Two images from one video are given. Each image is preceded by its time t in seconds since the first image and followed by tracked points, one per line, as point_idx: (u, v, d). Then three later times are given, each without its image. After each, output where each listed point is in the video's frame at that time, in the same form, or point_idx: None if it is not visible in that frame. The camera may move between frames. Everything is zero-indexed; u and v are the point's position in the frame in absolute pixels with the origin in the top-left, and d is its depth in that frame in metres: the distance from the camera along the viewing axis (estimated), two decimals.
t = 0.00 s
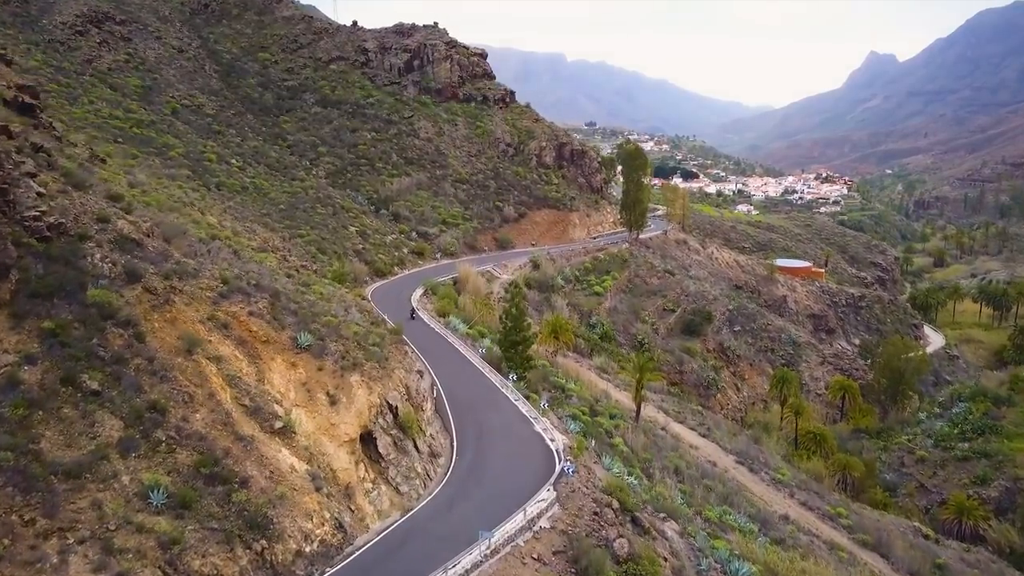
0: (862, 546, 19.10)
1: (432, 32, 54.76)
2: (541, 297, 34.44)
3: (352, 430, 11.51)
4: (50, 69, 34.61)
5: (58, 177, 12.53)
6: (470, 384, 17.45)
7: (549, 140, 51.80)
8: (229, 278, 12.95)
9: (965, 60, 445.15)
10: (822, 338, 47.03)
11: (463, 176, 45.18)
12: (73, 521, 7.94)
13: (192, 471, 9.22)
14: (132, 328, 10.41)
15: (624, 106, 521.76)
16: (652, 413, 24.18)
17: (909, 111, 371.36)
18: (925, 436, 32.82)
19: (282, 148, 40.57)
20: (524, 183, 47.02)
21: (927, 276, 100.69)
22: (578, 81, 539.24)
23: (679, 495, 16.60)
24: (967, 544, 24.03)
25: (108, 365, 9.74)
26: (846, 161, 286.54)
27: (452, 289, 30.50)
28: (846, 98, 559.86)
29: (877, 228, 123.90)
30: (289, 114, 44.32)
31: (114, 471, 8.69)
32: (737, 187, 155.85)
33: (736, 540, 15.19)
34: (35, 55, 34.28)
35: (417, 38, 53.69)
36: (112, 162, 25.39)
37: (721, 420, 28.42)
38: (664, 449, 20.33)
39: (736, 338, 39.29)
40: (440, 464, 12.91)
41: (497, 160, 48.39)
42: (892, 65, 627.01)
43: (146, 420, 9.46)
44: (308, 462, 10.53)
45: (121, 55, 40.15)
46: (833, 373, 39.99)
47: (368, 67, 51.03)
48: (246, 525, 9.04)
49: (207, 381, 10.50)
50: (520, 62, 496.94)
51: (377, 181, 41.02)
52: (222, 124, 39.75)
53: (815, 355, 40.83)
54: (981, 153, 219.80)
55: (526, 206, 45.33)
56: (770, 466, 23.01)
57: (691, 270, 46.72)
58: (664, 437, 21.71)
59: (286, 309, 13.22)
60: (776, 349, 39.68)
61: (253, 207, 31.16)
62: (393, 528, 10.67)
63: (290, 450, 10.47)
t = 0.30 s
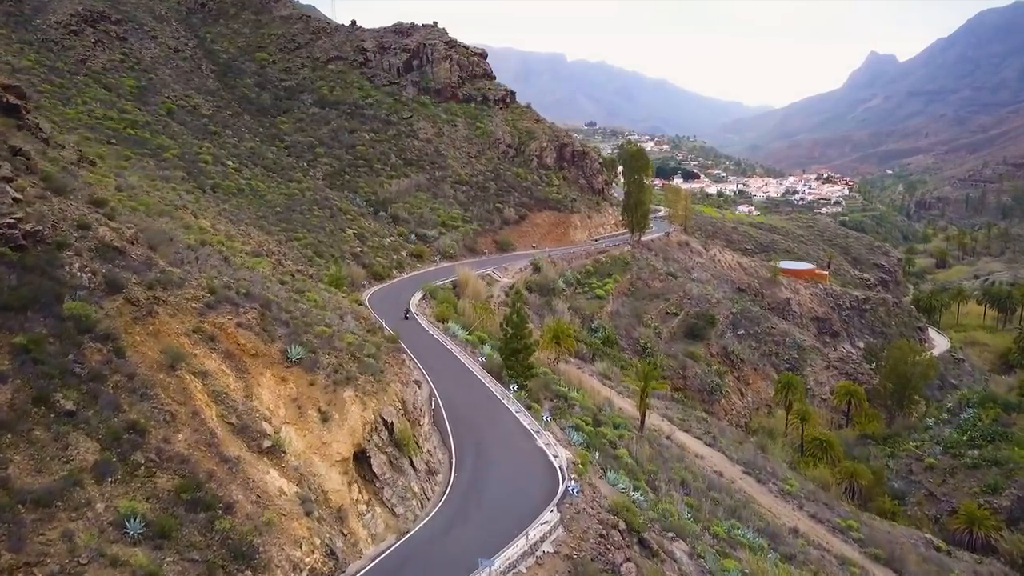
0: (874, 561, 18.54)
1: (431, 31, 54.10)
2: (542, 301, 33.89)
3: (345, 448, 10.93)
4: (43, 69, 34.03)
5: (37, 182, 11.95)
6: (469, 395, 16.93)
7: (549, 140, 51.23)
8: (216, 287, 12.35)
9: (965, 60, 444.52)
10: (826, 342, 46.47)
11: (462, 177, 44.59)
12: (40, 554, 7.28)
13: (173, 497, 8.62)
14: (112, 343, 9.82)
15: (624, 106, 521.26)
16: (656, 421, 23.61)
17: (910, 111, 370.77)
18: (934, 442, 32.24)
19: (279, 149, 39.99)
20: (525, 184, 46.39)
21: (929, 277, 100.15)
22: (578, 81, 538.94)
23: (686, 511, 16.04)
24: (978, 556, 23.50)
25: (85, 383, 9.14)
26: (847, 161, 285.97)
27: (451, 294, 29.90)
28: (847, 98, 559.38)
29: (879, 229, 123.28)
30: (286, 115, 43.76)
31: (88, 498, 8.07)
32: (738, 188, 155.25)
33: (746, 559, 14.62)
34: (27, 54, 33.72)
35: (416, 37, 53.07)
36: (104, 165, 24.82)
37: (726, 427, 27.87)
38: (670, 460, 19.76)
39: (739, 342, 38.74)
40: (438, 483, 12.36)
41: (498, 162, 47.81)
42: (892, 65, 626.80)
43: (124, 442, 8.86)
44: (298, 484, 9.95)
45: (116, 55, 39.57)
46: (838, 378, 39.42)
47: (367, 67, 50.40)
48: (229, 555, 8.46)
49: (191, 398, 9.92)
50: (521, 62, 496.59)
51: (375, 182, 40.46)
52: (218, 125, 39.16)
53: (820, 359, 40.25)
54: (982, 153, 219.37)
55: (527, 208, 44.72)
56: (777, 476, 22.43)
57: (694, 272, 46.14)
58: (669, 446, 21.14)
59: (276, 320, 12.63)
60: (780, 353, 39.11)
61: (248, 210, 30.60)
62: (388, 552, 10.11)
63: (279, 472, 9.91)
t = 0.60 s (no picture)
0: None
1: (431, 31, 53.48)
2: (543, 305, 33.32)
3: (337, 469, 10.35)
4: (36, 68, 33.50)
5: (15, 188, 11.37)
6: (467, 406, 16.39)
7: (550, 141, 50.64)
8: (203, 298, 11.75)
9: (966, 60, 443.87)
10: (830, 345, 45.87)
11: (462, 179, 44.01)
12: None
13: (151, 526, 7.97)
14: (89, 359, 9.21)
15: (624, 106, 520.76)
16: (660, 430, 23.04)
17: (910, 112, 370.22)
18: (942, 449, 31.66)
19: (276, 150, 39.43)
20: (525, 186, 45.78)
21: (932, 279, 99.62)
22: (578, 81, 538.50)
23: (694, 527, 15.47)
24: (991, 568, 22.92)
25: (58, 403, 8.49)
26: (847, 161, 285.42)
27: (450, 298, 29.36)
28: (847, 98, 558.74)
29: (881, 230, 122.71)
30: (284, 116, 43.23)
31: (58, 529, 7.35)
32: (738, 188, 154.71)
33: None
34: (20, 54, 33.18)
35: (416, 36, 52.40)
36: (95, 168, 24.24)
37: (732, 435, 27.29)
38: (676, 472, 19.18)
39: (743, 346, 38.16)
40: (435, 503, 11.80)
41: (498, 163, 47.21)
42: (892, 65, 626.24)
43: (100, 466, 8.21)
44: (286, 508, 9.38)
45: (111, 55, 39.02)
46: (843, 382, 38.85)
47: (366, 67, 49.82)
48: None
49: (173, 417, 9.33)
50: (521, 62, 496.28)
51: (374, 184, 39.89)
52: (214, 125, 38.61)
53: (825, 363, 39.67)
54: (983, 153, 218.96)
55: (527, 210, 44.10)
56: (785, 486, 21.85)
57: (696, 275, 45.54)
58: (674, 457, 20.55)
59: (266, 332, 12.04)
60: (785, 357, 38.57)
61: (244, 212, 30.04)
62: None
63: (266, 495, 9.33)
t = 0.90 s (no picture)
0: None
1: (430, 30, 52.73)
2: (544, 310, 32.75)
3: (328, 492, 9.77)
4: (29, 68, 32.93)
5: None
6: (465, 416, 15.88)
7: (551, 142, 50.06)
8: (188, 310, 11.13)
9: (966, 61, 443.10)
10: (835, 348, 45.31)
11: (462, 180, 43.39)
12: None
13: (126, 561, 7.26)
14: (63, 378, 8.56)
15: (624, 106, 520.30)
16: (665, 439, 22.45)
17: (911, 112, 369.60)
18: (951, 456, 31.06)
19: (273, 151, 38.89)
20: (526, 187, 45.12)
21: (934, 280, 98.96)
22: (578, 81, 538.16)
23: (702, 546, 14.88)
24: None
25: (28, 427, 7.78)
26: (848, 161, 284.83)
27: (449, 302, 28.80)
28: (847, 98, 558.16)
29: (882, 230, 122.08)
30: (281, 116, 42.68)
31: (22, 566, 6.56)
32: (739, 189, 154.08)
33: None
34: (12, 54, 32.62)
35: (415, 35, 51.62)
36: (86, 170, 23.66)
37: (737, 444, 26.72)
38: (682, 484, 18.61)
39: (747, 351, 37.60)
40: (432, 525, 11.26)
41: (498, 164, 46.54)
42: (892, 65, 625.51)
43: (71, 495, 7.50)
44: (273, 536, 8.80)
45: (106, 54, 38.43)
46: (849, 387, 38.27)
47: (364, 67, 49.20)
48: None
49: (152, 439, 8.72)
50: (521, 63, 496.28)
51: (372, 186, 39.34)
52: (210, 126, 38.00)
53: (830, 367, 39.10)
54: (984, 154, 218.36)
55: (528, 211, 43.47)
56: (794, 498, 21.23)
57: (699, 277, 44.93)
58: (679, 468, 19.98)
59: (255, 345, 11.43)
60: (789, 362, 38.00)
61: (239, 215, 29.47)
62: None
63: (252, 522, 8.73)
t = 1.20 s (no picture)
0: None
1: (430, 29, 52.07)
2: (545, 314, 32.24)
3: (318, 518, 9.17)
4: (21, 68, 32.37)
5: None
6: (463, 429, 15.41)
7: (551, 143, 49.50)
8: (171, 322, 10.52)
9: (966, 61, 442.61)
10: (839, 352, 44.73)
11: (461, 182, 42.77)
12: None
13: None
14: (32, 399, 7.92)
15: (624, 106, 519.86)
16: (670, 448, 21.88)
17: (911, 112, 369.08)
18: (961, 463, 30.47)
19: (270, 152, 38.36)
20: (526, 189, 44.52)
21: (936, 281, 98.40)
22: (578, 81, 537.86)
23: (711, 564, 14.35)
24: None
25: None
26: (848, 162, 284.31)
27: (449, 307, 28.25)
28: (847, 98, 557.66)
29: (883, 231, 121.51)
30: (278, 117, 42.16)
31: None
32: (740, 190, 153.48)
33: None
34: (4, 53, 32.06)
35: (414, 35, 50.97)
36: (76, 173, 23.09)
37: (743, 452, 26.14)
38: (688, 497, 18.04)
39: (751, 355, 37.03)
40: (429, 549, 10.76)
41: (498, 165, 45.93)
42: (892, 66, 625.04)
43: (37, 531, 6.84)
44: (259, 568, 8.22)
45: (100, 54, 37.87)
46: (854, 392, 37.71)
47: (362, 67, 48.61)
48: None
49: (129, 465, 8.11)
50: (521, 63, 495.74)
51: (370, 188, 38.78)
52: (206, 127, 37.42)
53: (835, 372, 38.54)
54: (985, 154, 217.91)
55: (528, 213, 42.89)
56: (803, 510, 20.67)
57: (702, 280, 44.34)
58: (685, 479, 19.41)
59: (242, 360, 10.83)
60: (793, 366, 37.45)
61: (234, 218, 28.92)
62: None
63: (236, 554, 8.15)
